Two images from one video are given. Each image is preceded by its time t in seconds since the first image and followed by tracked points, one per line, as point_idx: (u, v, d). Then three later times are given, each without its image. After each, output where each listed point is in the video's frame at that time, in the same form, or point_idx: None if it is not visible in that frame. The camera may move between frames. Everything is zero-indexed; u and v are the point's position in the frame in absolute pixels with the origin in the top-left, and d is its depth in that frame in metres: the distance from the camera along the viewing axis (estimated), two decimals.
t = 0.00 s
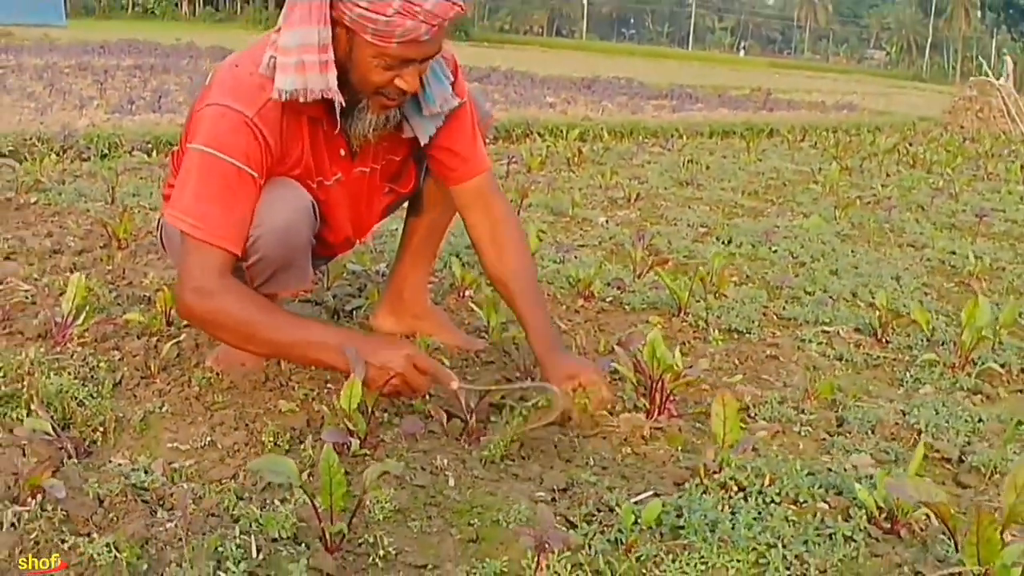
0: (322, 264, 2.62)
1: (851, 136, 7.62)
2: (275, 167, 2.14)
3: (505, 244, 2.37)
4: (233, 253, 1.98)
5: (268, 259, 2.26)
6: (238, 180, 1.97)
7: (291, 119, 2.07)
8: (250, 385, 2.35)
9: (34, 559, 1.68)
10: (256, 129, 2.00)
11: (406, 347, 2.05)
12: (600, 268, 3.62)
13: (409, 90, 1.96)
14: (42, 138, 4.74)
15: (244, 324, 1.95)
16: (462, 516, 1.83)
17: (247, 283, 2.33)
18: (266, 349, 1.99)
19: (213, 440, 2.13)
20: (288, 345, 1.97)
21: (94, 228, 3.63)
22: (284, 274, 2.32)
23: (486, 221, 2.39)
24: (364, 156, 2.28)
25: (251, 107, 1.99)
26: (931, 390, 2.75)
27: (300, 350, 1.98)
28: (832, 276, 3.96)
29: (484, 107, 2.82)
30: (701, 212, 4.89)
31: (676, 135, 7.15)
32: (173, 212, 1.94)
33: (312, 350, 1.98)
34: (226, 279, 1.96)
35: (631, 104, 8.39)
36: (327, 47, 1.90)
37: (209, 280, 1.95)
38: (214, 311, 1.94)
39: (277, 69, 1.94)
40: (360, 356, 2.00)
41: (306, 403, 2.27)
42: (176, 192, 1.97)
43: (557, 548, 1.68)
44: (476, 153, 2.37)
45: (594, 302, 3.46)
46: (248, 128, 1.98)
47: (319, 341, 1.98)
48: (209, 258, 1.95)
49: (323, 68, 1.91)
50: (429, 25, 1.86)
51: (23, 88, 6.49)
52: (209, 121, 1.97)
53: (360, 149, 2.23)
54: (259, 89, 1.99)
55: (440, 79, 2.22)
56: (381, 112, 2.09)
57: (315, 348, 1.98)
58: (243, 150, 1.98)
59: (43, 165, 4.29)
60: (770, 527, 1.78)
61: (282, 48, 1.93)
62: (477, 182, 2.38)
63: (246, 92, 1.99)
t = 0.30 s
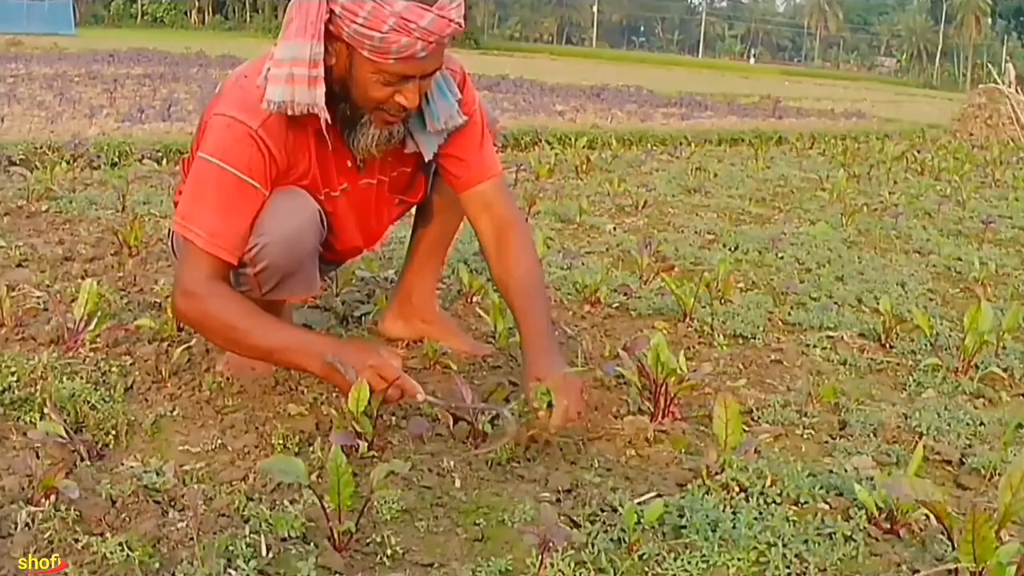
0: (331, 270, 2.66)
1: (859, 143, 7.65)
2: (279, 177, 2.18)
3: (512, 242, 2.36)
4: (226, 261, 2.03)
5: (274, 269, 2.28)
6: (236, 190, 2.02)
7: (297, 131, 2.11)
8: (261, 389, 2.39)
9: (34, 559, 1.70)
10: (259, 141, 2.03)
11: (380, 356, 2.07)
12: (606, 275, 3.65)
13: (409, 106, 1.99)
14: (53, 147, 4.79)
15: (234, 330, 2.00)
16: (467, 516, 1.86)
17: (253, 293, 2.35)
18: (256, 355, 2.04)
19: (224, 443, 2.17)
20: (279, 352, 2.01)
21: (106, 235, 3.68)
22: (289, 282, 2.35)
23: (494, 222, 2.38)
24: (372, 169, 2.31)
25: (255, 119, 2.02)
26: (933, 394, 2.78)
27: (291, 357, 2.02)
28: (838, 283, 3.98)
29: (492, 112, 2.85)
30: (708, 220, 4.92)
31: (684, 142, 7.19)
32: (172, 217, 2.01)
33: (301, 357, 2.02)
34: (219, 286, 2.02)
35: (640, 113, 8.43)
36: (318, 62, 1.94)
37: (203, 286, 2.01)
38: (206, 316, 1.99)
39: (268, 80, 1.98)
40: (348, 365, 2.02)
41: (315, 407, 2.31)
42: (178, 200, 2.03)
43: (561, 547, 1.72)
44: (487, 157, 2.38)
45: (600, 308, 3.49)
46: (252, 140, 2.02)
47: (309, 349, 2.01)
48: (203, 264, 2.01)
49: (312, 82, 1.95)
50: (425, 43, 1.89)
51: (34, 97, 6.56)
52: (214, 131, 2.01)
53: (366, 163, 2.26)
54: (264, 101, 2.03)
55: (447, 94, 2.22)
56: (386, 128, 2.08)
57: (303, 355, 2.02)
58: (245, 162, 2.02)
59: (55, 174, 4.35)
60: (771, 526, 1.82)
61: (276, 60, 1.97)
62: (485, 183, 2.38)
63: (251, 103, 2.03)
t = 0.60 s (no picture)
0: (341, 277, 2.68)
1: (869, 150, 7.65)
2: (276, 182, 2.20)
3: (525, 237, 2.33)
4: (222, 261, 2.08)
5: (273, 270, 2.31)
6: (231, 192, 2.07)
7: (293, 137, 2.13)
8: (271, 394, 2.41)
9: (34, 559, 1.73)
10: (253, 144, 2.06)
11: (371, 352, 2.08)
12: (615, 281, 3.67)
13: (401, 110, 2.02)
14: (64, 157, 4.84)
15: (230, 328, 2.05)
16: (475, 519, 1.89)
17: (253, 293, 2.39)
18: (252, 351, 2.08)
19: (235, 447, 2.19)
20: (273, 348, 2.06)
21: (117, 243, 3.72)
22: (288, 283, 2.37)
23: (505, 219, 2.35)
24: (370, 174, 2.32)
25: (248, 122, 2.05)
26: (940, 398, 2.79)
27: (285, 353, 2.06)
28: (845, 288, 3.99)
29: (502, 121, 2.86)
30: (716, 226, 4.94)
31: (694, 150, 7.21)
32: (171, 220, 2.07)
33: (295, 353, 2.06)
34: (216, 286, 2.06)
35: (649, 120, 8.45)
36: (314, 69, 1.96)
37: (200, 286, 2.05)
38: (202, 314, 2.05)
39: (267, 90, 2.00)
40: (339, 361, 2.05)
41: (325, 411, 2.34)
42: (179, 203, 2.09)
43: (567, 548, 1.74)
44: (492, 154, 2.36)
45: (609, 314, 3.51)
46: (246, 144, 2.05)
47: (300, 344, 2.05)
48: (200, 264, 2.06)
49: (310, 90, 1.97)
50: (411, 48, 1.91)
51: (44, 107, 6.62)
52: (210, 135, 2.05)
53: (365, 168, 2.27)
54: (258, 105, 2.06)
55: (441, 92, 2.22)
56: (382, 132, 2.11)
57: (296, 352, 2.05)
58: (240, 165, 2.06)
59: (66, 183, 4.39)
60: (775, 527, 1.83)
61: (273, 70, 1.99)
62: (494, 181, 2.36)
63: (247, 108, 2.05)
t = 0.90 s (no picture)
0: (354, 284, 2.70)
1: (882, 155, 7.65)
2: (277, 189, 2.23)
3: (537, 229, 2.40)
4: (227, 271, 2.11)
5: (278, 277, 2.33)
6: (231, 204, 2.10)
7: (290, 142, 2.16)
8: (284, 400, 2.44)
9: (34, 559, 1.77)
10: (251, 154, 2.09)
11: (381, 354, 2.10)
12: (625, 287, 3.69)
13: (364, 113, 2.02)
14: (77, 167, 4.89)
15: (235, 337, 2.08)
16: (486, 521, 1.91)
17: (261, 301, 2.41)
18: (260, 358, 2.11)
19: (248, 452, 2.22)
20: (278, 355, 2.08)
21: (129, 252, 3.76)
22: (295, 290, 2.39)
23: (517, 212, 2.41)
24: (370, 176, 2.32)
25: (244, 133, 2.08)
26: (949, 401, 2.80)
27: (291, 359, 2.09)
28: (856, 293, 4.00)
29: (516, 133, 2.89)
30: (727, 232, 4.95)
31: (706, 156, 7.22)
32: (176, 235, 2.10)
33: (301, 358, 2.09)
34: (221, 296, 2.09)
35: (661, 127, 8.47)
36: (278, 62, 2.01)
37: (205, 297, 2.08)
38: (208, 325, 2.08)
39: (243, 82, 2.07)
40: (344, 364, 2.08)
41: (337, 416, 2.36)
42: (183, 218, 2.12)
43: (577, 550, 1.76)
44: (495, 150, 2.37)
45: (619, 320, 3.53)
46: (244, 154, 2.08)
47: (305, 349, 2.08)
48: (205, 275, 2.09)
49: (272, 82, 2.02)
50: (363, 47, 1.91)
51: (56, 117, 6.68)
52: (209, 148, 2.09)
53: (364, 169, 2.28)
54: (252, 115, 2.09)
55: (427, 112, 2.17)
56: (356, 136, 2.12)
57: (301, 357, 2.08)
58: (238, 175, 2.09)
59: (78, 193, 4.44)
60: (784, 528, 1.85)
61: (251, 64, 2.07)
62: (502, 178, 2.38)
63: (241, 118, 2.09)
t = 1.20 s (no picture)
0: (368, 289, 2.71)
1: (894, 159, 7.65)
2: (279, 195, 2.25)
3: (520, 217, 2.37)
4: (235, 282, 2.15)
5: (285, 285, 2.35)
6: (234, 215, 2.13)
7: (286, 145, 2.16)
8: (298, 407, 2.46)
9: (34, 559, 1.80)
10: (248, 163, 2.11)
11: (384, 350, 2.10)
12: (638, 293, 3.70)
13: (303, 114, 1.99)
14: (89, 176, 4.93)
15: (243, 346, 2.11)
16: (500, 527, 1.92)
17: (270, 309, 2.44)
18: (270, 364, 2.14)
19: (262, 460, 2.24)
20: (287, 359, 2.11)
21: (142, 261, 3.79)
22: (304, 296, 2.41)
23: (501, 200, 2.37)
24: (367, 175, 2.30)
25: (238, 143, 2.10)
26: (962, 405, 2.80)
27: (301, 362, 2.11)
28: (868, 298, 4.00)
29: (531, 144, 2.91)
30: (739, 237, 4.95)
31: (718, 161, 7.22)
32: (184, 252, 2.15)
33: (310, 360, 2.11)
34: (227, 307, 2.12)
35: (672, 132, 8.47)
36: (243, 51, 2.03)
37: (210, 309, 2.12)
38: (217, 336, 2.12)
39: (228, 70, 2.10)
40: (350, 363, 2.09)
41: (351, 423, 2.38)
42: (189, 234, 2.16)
43: (591, 554, 1.77)
44: (486, 143, 2.34)
45: (632, 325, 3.54)
46: (241, 164, 2.10)
47: (312, 349, 2.10)
48: (212, 288, 2.13)
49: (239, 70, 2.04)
50: (294, 47, 1.90)
51: (67, 125, 6.74)
52: (207, 163, 2.12)
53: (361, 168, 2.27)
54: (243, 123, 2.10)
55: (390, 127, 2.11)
56: (309, 138, 2.07)
57: (309, 358, 2.10)
58: (238, 186, 2.11)
59: (91, 202, 4.47)
60: (796, 532, 1.86)
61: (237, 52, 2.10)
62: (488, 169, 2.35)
63: (233, 128, 2.11)
